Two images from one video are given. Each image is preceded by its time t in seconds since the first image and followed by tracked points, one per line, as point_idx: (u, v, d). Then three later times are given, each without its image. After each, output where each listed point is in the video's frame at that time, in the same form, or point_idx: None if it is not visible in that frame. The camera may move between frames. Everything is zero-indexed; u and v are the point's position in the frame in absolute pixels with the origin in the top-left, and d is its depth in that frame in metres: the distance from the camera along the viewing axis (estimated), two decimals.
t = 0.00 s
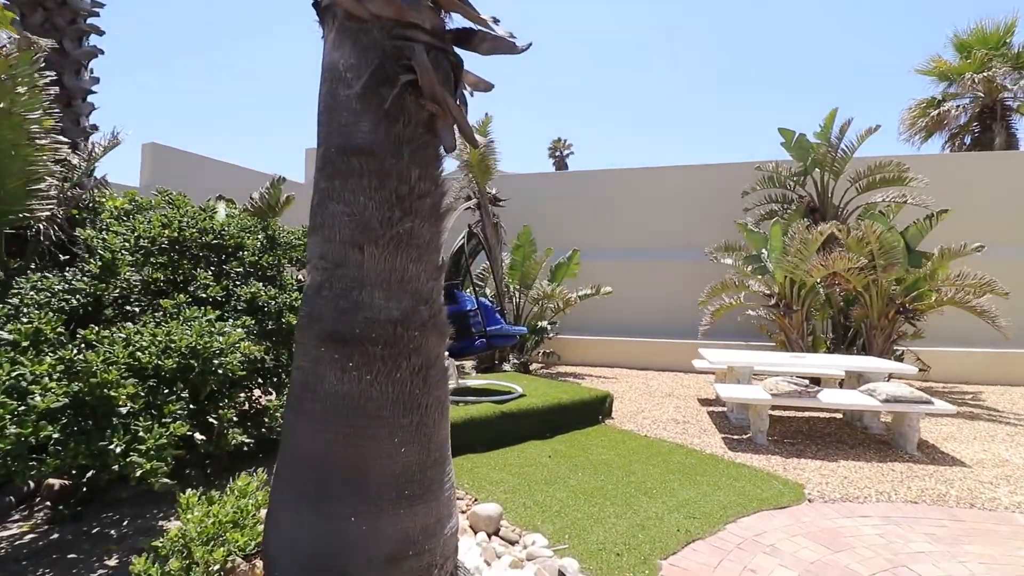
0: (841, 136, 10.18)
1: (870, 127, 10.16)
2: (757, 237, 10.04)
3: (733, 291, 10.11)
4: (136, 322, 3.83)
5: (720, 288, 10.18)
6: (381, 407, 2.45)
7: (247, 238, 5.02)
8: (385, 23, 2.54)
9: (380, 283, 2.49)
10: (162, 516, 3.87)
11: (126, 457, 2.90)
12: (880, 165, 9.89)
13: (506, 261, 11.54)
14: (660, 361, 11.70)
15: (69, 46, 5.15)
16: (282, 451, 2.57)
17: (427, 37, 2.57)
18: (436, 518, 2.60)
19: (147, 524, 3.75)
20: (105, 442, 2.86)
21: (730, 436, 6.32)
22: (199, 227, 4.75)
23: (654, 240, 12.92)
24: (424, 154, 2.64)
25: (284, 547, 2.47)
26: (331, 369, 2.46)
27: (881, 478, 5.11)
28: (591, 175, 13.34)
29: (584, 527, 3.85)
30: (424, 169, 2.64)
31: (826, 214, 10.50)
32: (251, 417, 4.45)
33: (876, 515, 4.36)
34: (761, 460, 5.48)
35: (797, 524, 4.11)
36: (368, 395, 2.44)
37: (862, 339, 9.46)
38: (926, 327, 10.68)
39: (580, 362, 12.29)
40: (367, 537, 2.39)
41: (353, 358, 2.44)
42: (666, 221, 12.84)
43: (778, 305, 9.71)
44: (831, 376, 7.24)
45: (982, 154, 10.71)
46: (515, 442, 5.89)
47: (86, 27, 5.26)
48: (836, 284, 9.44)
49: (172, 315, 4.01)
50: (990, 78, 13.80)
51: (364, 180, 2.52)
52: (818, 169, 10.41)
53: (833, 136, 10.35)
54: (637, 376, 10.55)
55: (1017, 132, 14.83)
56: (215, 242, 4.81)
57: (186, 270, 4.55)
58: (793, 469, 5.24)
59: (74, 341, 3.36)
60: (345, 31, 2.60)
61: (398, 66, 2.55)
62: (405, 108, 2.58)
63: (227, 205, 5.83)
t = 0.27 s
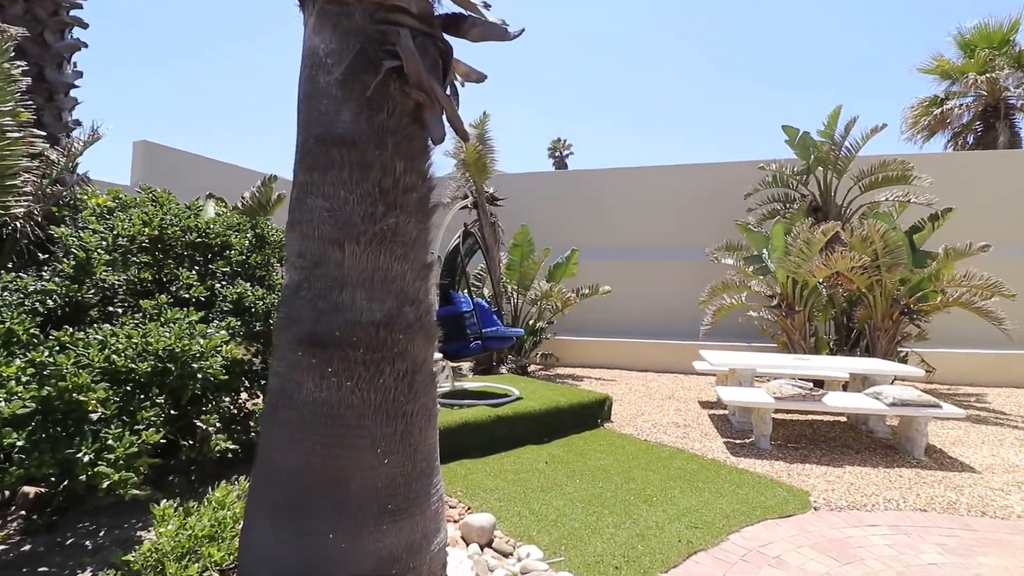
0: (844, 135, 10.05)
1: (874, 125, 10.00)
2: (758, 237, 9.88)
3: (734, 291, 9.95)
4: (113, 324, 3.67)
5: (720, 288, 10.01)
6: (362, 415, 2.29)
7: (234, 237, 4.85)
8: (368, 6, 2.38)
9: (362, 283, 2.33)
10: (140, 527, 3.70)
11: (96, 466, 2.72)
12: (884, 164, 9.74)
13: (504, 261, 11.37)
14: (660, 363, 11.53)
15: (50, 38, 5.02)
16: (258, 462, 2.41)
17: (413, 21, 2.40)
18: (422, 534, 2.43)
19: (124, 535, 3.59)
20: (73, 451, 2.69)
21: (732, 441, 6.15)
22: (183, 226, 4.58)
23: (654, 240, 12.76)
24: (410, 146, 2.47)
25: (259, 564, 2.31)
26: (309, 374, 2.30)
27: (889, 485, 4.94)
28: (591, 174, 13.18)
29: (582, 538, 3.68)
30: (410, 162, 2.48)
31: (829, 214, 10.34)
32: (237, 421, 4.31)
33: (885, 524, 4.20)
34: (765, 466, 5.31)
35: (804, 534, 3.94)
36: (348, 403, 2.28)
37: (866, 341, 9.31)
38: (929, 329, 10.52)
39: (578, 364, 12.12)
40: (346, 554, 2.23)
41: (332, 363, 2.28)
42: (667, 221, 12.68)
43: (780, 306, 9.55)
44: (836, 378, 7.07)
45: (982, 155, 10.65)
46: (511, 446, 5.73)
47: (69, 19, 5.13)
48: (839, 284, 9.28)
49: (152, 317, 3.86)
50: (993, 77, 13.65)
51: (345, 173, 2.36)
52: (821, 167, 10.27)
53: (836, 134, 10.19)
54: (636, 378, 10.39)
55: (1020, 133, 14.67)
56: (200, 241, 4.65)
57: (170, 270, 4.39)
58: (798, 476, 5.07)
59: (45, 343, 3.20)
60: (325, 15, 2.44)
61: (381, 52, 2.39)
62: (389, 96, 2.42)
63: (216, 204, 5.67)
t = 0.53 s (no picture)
0: (843, 132, 9.92)
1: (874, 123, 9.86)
2: (757, 236, 9.75)
3: (733, 291, 9.80)
4: (85, 325, 3.51)
5: (719, 288, 9.87)
6: (337, 423, 2.13)
7: (217, 234, 4.68)
8: None
9: (337, 282, 2.17)
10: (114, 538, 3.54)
11: (57, 476, 2.56)
12: (884, 162, 9.61)
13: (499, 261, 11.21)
14: (658, 364, 11.40)
15: (27, 30, 4.88)
16: (227, 472, 2.25)
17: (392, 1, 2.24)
18: (403, 550, 2.28)
19: (97, 547, 3.42)
20: (33, 461, 2.53)
21: (732, 444, 6.01)
22: (163, 223, 4.41)
23: (652, 240, 12.62)
24: (390, 135, 2.31)
25: None
26: (279, 380, 2.14)
27: (892, 490, 4.80)
28: (588, 173, 13.03)
29: (575, 548, 3.53)
30: (390, 152, 2.31)
31: (828, 213, 10.22)
32: (219, 425, 4.14)
33: (890, 531, 4.05)
34: (766, 471, 5.16)
35: (806, 542, 3.79)
36: (321, 410, 2.12)
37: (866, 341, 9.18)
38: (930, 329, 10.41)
39: (575, 365, 11.98)
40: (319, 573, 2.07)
41: (304, 367, 2.13)
42: (664, 220, 12.54)
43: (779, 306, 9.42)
44: (837, 380, 6.94)
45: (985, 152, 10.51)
46: (504, 450, 5.57)
47: (48, 11, 4.98)
48: (839, 284, 9.15)
49: (127, 318, 3.70)
50: (992, 75, 13.55)
51: (319, 165, 2.20)
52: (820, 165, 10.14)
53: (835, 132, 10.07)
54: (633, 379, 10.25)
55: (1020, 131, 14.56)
56: (181, 239, 4.47)
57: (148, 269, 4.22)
58: (799, 481, 4.93)
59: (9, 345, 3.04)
60: None
61: (358, 34, 2.23)
62: (367, 82, 2.25)
63: (202, 202, 5.50)
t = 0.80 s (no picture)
0: (840, 130, 9.77)
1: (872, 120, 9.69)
2: (754, 236, 9.59)
3: (729, 291, 9.62)
4: (43, 328, 3.32)
5: (715, 288, 9.70)
6: (294, 437, 1.95)
7: (192, 232, 4.48)
8: None
9: (295, 283, 1.99)
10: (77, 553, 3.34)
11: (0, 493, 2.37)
12: (882, 160, 9.45)
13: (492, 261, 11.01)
14: (653, 365, 11.24)
15: None
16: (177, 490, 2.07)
17: None
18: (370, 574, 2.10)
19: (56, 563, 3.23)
20: None
21: (728, 449, 5.83)
22: (132, 221, 4.21)
23: (647, 239, 12.46)
24: (355, 122, 2.12)
25: None
26: (232, 390, 1.96)
27: (894, 498, 4.63)
28: (583, 171, 12.85)
29: (562, 564, 3.34)
30: (355, 141, 2.12)
31: (826, 211, 10.05)
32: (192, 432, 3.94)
33: (892, 543, 3.87)
34: (763, 479, 4.98)
35: (805, 555, 3.62)
36: (277, 423, 1.94)
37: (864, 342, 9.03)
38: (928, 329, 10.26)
39: (570, 366, 11.81)
40: None
41: (258, 377, 1.94)
42: (660, 219, 12.37)
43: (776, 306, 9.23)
44: (835, 382, 6.78)
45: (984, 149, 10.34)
46: (493, 456, 5.39)
47: None
48: (837, 284, 8.99)
49: (89, 322, 3.51)
50: (993, 69, 13.36)
51: (275, 155, 2.02)
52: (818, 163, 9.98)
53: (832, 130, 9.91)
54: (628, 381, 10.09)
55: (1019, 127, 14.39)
56: (152, 237, 4.27)
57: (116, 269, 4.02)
58: (797, 488, 4.76)
59: None
60: None
61: (319, 13, 2.04)
62: (329, 65, 2.06)
63: (179, 199, 5.30)
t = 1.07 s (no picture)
0: (838, 129, 9.64)
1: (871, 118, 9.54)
2: (751, 236, 9.44)
3: (726, 292, 9.44)
4: None
5: (711, 290, 9.53)
6: (243, 457, 1.78)
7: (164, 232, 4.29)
8: None
9: (244, 287, 1.81)
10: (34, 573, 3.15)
11: None
12: (881, 159, 9.31)
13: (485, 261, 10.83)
14: (649, 367, 11.07)
15: None
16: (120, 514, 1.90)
17: None
18: None
19: None
20: None
21: (724, 456, 5.67)
22: (98, 220, 4.03)
23: (643, 240, 12.29)
24: (314, 111, 1.93)
25: None
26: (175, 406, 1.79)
27: (895, 508, 4.46)
28: (578, 171, 12.68)
29: None
30: (315, 131, 1.93)
31: (824, 211, 9.90)
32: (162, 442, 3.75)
33: (894, 556, 3.70)
34: (760, 488, 4.81)
35: (803, 570, 3.44)
36: (224, 442, 1.77)
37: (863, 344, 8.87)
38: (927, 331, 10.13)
39: (565, 368, 11.64)
40: None
41: (203, 391, 1.77)
42: (656, 219, 12.21)
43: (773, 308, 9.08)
44: (834, 386, 6.62)
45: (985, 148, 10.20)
46: (481, 464, 5.21)
47: None
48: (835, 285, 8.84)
49: (48, 328, 3.32)
50: (991, 68, 13.28)
51: (224, 148, 1.84)
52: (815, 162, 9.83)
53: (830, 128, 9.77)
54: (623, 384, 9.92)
55: (1018, 128, 14.28)
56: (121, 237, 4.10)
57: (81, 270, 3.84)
58: (795, 497, 4.59)
59: None
60: None
61: None
62: (284, 50, 1.88)
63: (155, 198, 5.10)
